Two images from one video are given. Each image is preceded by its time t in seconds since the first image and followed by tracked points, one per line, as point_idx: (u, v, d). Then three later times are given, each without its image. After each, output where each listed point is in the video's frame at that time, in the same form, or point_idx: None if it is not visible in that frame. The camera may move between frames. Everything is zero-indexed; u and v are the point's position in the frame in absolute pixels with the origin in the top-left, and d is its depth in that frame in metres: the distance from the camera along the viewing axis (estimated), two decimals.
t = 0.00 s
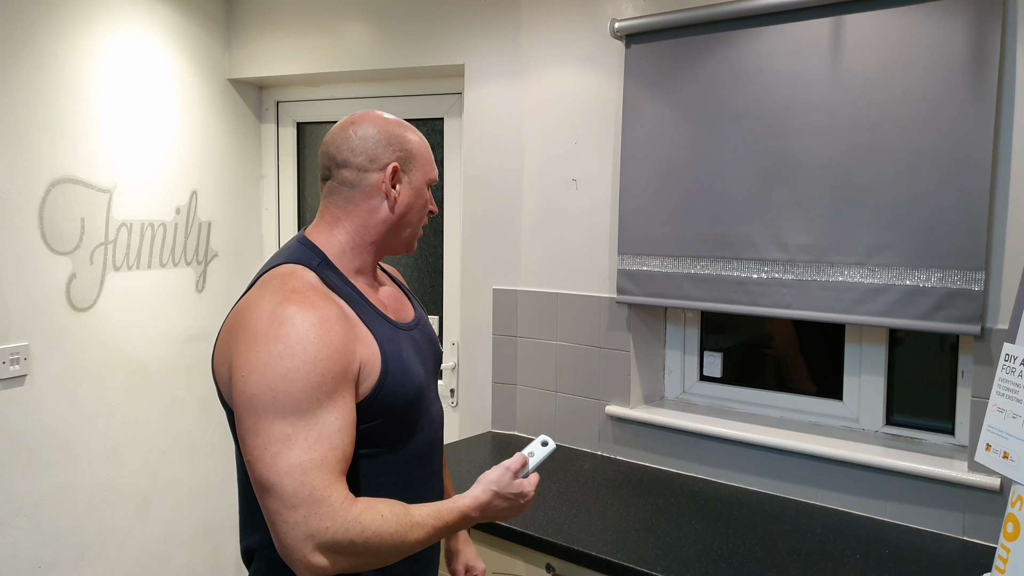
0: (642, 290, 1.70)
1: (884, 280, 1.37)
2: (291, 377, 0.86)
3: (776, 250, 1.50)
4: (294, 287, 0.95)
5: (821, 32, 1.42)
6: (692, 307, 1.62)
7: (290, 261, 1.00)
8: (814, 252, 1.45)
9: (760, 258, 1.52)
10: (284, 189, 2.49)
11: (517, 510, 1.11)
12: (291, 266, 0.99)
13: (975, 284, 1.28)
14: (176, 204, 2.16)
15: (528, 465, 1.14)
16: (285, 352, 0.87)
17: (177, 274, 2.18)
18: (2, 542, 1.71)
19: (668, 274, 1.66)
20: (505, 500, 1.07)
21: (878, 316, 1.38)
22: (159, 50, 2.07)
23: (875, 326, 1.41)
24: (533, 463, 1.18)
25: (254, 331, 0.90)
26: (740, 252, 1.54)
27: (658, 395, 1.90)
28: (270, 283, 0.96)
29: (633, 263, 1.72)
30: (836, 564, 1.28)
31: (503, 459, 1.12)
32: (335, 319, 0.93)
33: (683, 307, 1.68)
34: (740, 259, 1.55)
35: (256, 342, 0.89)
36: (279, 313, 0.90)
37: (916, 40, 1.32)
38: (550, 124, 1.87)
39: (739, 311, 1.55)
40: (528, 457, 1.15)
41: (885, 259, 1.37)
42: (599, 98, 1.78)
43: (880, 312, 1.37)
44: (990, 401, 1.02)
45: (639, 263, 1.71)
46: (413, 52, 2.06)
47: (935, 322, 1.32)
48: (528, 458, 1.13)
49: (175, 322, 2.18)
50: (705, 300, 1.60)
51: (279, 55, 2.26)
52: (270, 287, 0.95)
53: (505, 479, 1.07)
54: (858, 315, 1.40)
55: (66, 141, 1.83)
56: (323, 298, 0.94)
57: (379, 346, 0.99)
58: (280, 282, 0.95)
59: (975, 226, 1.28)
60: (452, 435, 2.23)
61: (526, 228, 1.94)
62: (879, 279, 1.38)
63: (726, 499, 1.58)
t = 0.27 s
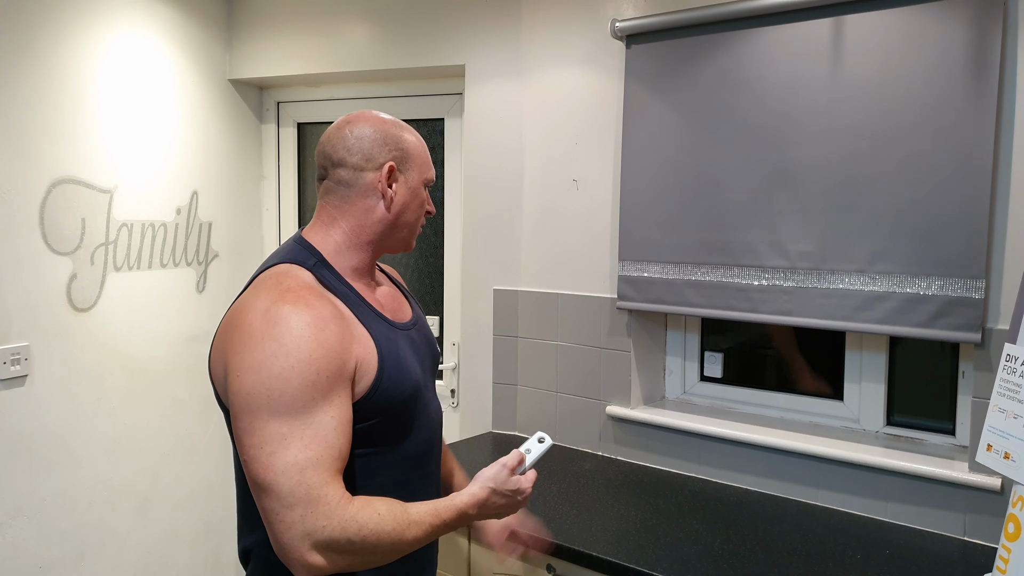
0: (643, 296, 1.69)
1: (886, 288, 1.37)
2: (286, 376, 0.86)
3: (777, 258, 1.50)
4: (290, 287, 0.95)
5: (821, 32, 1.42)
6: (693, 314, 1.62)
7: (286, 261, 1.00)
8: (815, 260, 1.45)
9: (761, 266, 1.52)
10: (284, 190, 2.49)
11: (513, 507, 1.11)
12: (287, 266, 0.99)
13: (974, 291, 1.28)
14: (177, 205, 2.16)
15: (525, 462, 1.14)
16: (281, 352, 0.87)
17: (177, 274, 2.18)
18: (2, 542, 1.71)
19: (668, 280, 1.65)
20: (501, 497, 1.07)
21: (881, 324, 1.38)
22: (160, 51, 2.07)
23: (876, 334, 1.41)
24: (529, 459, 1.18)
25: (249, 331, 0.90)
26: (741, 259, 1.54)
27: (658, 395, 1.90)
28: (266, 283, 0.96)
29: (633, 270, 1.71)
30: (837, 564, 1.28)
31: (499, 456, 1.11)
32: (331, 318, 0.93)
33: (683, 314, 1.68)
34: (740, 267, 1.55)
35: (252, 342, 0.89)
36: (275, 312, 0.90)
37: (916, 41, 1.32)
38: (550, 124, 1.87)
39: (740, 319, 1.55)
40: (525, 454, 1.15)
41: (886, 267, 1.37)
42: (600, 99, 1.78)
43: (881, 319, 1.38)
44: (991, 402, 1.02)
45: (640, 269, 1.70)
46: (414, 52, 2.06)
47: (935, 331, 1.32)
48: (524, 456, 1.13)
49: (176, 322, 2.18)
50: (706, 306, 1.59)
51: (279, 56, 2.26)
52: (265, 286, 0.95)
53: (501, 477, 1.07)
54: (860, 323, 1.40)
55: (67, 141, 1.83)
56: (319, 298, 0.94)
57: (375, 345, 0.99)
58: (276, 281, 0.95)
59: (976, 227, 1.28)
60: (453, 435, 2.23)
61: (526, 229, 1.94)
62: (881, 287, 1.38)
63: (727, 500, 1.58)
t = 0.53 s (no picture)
0: (643, 302, 1.69)
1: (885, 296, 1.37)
2: (288, 375, 0.86)
3: (777, 265, 1.50)
4: (290, 286, 0.94)
5: (822, 32, 1.42)
6: (693, 320, 1.62)
7: (286, 261, 0.99)
8: (815, 267, 1.45)
9: (762, 273, 1.52)
10: (284, 190, 2.49)
11: (512, 505, 1.10)
12: (287, 265, 0.98)
13: (975, 300, 1.28)
14: (177, 205, 2.16)
15: (523, 461, 1.14)
16: (282, 351, 0.87)
17: (177, 274, 2.18)
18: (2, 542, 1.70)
19: (668, 287, 1.65)
20: (500, 495, 1.07)
21: (880, 331, 1.37)
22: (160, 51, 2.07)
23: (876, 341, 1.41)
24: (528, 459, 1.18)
25: (250, 330, 0.90)
26: (742, 267, 1.54)
27: (658, 396, 1.90)
28: (267, 282, 0.96)
29: (634, 276, 1.71)
30: (838, 565, 1.28)
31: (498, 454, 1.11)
32: (332, 318, 0.93)
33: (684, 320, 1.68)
34: (741, 274, 1.55)
35: (252, 341, 0.89)
36: (275, 312, 0.90)
37: (917, 40, 1.32)
38: (550, 124, 1.87)
39: (740, 325, 1.55)
40: (523, 453, 1.15)
41: (886, 275, 1.37)
42: (600, 99, 1.78)
43: (880, 327, 1.37)
44: (993, 402, 1.02)
45: (640, 275, 1.70)
46: (414, 52, 2.06)
47: (935, 338, 1.32)
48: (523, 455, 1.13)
49: (176, 322, 2.18)
50: (704, 312, 1.60)
51: (279, 56, 2.26)
52: (266, 286, 0.95)
53: (500, 475, 1.07)
54: (860, 331, 1.40)
55: (67, 142, 1.83)
56: (320, 297, 0.94)
57: (375, 344, 0.98)
58: (276, 281, 0.95)
59: (977, 227, 1.28)
60: (453, 436, 2.23)
61: (527, 229, 1.93)
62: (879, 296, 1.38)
63: (727, 500, 1.58)
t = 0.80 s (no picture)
0: (644, 309, 1.70)
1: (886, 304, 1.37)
2: (287, 376, 0.86)
3: (777, 272, 1.49)
4: (290, 287, 0.94)
5: (823, 31, 1.42)
6: (694, 326, 1.62)
7: (286, 262, 0.99)
8: (817, 274, 1.45)
9: (761, 279, 1.52)
10: (285, 190, 2.49)
11: (513, 505, 1.10)
12: (287, 266, 0.98)
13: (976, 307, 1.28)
14: (177, 206, 2.15)
15: (525, 462, 1.14)
16: (281, 352, 0.87)
17: (178, 275, 2.17)
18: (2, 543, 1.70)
19: (669, 293, 1.65)
20: (501, 497, 1.07)
21: (882, 338, 1.37)
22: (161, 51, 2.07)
23: (876, 349, 1.41)
24: (530, 459, 1.18)
25: (250, 331, 0.90)
26: (743, 273, 1.54)
27: (659, 397, 1.89)
28: (267, 283, 0.96)
29: (635, 282, 1.71)
30: (839, 565, 1.27)
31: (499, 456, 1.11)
32: (331, 319, 0.92)
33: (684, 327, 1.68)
34: (742, 280, 1.54)
35: (251, 343, 0.88)
36: (275, 313, 0.90)
37: (918, 39, 1.32)
38: (550, 124, 1.86)
39: (740, 332, 1.55)
40: (525, 454, 1.15)
41: (886, 283, 1.37)
42: (600, 99, 1.78)
43: (881, 335, 1.37)
44: (996, 402, 1.01)
45: (640, 281, 1.70)
46: (414, 53, 2.05)
47: (936, 345, 1.32)
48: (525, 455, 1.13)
49: (176, 323, 2.17)
50: (706, 319, 1.59)
51: (279, 56, 2.26)
52: (266, 287, 0.95)
53: (501, 476, 1.07)
54: (862, 337, 1.39)
55: (68, 142, 1.82)
56: (320, 298, 0.94)
57: (375, 345, 0.98)
58: (276, 282, 0.95)
59: (979, 227, 1.27)
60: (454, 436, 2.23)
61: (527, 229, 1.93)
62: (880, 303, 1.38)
63: (728, 500, 1.57)
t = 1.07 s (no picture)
0: (643, 315, 1.70)
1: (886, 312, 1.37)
2: (291, 374, 0.86)
3: (777, 279, 1.49)
4: (296, 286, 0.94)
5: (823, 32, 1.42)
6: (695, 333, 1.62)
7: (292, 261, 0.99)
8: (818, 280, 1.44)
9: (761, 286, 1.52)
10: (285, 190, 2.49)
11: (515, 505, 1.10)
12: (293, 265, 0.98)
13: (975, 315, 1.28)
14: (178, 206, 2.15)
15: (526, 462, 1.14)
16: (286, 350, 0.87)
17: (178, 275, 2.17)
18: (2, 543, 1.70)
19: (668, 299, 1.65)
20: (502, 496, 1.07)
21: (882, 346, 1.37)
22: (161, 51, 2.07)
23: (876, 356, 1.41)
24: (532, 459, 1.18)
25: (255, 329, 0.90)
26: (745, 281, 1.54)
27: (659, 397, 1.89)
28: (272, 282, 0.96)
29: (634, 288, 1.71)
30: (840, 565, 1.27)
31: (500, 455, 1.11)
32: (336, 318, 0.92)
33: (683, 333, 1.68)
34: (743, 288, 1.54)
35: (257, 340, 0.88)
36: (281, 311, 0.90)
37: (919, 40, 1.31)
38: (550, 124, 1.86)
39: (740, 339, 1.55)
40: (527, 453, 1.15)
41: (886, 291, 1.37)
42: (600, 99, 1.78)
43: (881, 342, 1.37)
44: (997, 402, 1.01)
45: (640, 287, 1.70)
46: (414, 53, 2.06)
47: (937, 353, 1.32)
48: (526, 455, 1.13)
49: (176, 323, 2.17)
50: (707, 326, 1.59)
51: (280, 56, 2.26)
52: (272, 285, 0.95)
53: (502, 475, 1.07)
54: (862, 345, 1.39)
55: (68, 142, 1.82)
56: (325, 297, 0.94)
57: (379, 344, 0.98)
58: (282, 281, 0.95)
59: (979, 227, 1.27)
60: (454, 436, 2.23)
61: (527, 229, 1.93)
62: (879, 310, 1.37)
63: (729, 500, 1.57)
